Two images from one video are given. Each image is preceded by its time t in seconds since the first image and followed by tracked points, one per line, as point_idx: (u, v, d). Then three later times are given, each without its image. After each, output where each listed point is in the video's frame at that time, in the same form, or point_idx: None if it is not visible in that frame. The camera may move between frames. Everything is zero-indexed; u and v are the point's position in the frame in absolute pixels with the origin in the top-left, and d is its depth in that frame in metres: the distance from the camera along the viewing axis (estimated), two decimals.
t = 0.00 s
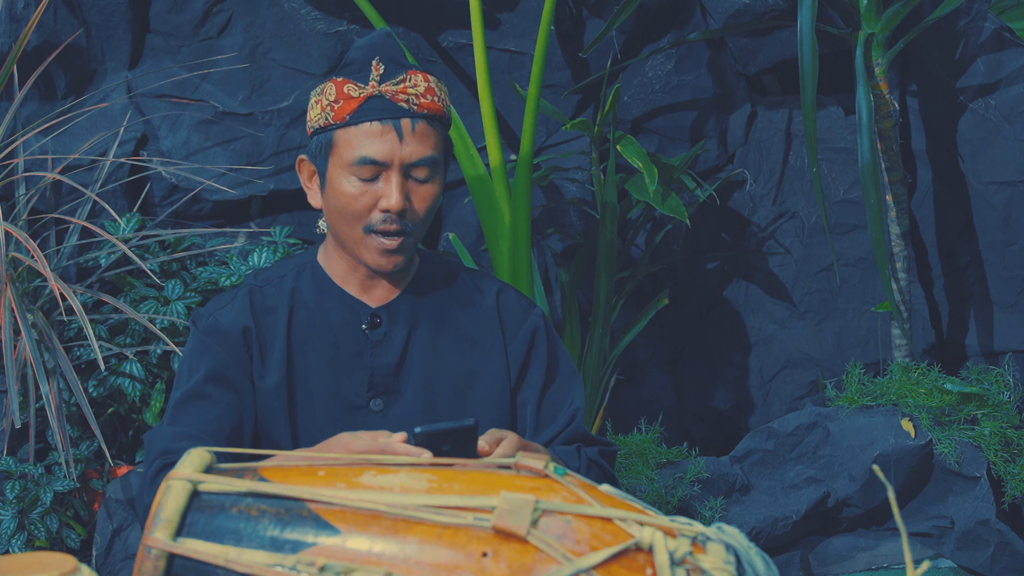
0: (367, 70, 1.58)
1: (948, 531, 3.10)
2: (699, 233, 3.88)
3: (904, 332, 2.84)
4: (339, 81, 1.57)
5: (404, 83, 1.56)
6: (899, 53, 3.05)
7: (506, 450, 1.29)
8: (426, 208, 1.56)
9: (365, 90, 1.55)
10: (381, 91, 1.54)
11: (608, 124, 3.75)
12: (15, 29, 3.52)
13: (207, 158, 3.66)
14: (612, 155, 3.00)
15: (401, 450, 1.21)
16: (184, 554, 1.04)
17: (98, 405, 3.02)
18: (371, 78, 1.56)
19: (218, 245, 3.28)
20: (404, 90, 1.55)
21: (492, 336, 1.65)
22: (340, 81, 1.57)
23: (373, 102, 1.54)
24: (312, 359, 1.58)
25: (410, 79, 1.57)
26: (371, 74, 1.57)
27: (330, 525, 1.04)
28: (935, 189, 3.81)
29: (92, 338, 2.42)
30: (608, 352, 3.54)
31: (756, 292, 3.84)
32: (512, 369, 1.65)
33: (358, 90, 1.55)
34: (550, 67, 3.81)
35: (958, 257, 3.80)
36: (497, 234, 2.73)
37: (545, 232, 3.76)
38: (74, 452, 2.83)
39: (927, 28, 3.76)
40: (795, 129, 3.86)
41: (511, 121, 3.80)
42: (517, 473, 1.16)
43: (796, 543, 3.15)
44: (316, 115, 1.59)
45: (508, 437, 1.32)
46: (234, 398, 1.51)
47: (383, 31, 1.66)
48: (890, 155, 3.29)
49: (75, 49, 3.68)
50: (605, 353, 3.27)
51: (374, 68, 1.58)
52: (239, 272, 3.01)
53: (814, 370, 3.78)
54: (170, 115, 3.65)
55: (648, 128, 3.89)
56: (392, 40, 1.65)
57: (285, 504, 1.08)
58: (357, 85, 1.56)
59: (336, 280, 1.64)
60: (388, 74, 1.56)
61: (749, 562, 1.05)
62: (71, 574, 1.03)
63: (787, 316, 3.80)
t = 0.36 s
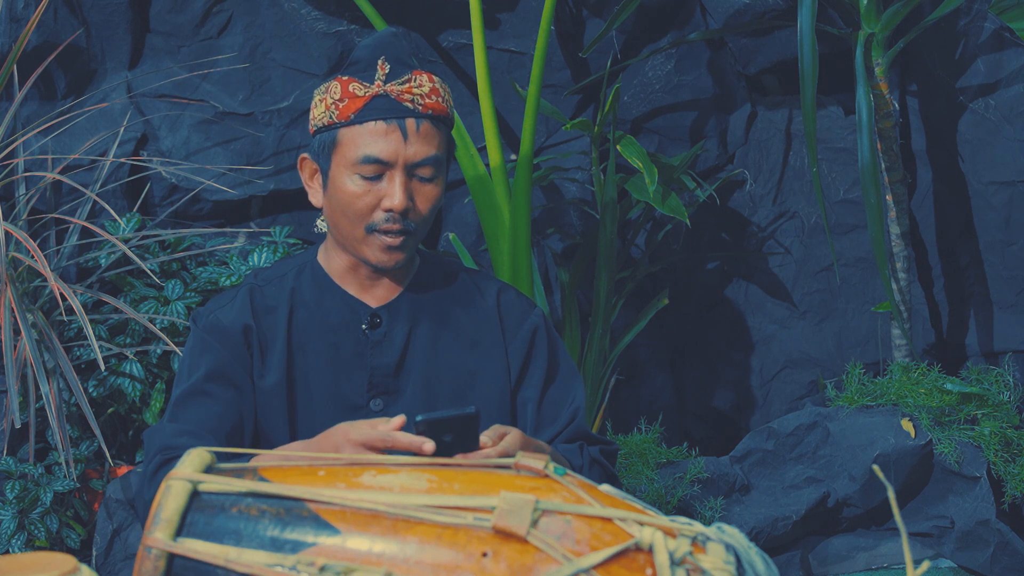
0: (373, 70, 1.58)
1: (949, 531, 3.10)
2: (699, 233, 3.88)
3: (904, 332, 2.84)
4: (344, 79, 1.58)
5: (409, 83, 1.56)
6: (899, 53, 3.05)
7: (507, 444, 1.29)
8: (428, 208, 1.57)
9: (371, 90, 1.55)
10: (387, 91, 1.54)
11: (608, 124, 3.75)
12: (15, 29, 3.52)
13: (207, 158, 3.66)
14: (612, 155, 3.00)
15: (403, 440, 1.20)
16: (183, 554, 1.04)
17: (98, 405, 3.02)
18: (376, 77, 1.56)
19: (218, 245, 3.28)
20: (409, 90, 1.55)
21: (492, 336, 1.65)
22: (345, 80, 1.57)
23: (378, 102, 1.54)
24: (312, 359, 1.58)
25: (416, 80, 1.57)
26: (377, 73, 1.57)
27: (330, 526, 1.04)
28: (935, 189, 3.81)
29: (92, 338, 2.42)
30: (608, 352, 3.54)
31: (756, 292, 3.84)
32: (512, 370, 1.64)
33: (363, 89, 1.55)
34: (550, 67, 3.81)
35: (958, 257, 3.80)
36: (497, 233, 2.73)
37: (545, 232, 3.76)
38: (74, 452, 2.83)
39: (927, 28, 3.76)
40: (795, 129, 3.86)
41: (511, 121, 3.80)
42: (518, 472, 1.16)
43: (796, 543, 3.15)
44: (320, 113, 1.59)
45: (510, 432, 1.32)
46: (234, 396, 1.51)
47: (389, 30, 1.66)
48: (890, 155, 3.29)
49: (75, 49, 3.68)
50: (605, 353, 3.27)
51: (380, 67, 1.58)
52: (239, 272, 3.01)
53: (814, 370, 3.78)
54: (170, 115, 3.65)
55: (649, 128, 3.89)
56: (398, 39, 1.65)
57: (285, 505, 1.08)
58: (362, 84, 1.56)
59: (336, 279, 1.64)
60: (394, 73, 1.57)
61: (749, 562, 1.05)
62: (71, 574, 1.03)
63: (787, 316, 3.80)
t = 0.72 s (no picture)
0: (371, 64, 1.59)
1: (949, 532, 3.10)
2: (699, 233, 3.88)
3: (904, 332, 2.84)
4: (343, 74, 1.58)
5: (407, 76, 1.57)
6: (899, 53, 3.05)
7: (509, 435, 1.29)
8: (429, 202, 1.56)
9: (369, 83, 1.55)
10: (385, 84, 1.55)
11: (608, 124, 3.75)
12: (15, 29, 3.52)
13: (207, 158, 3.66)
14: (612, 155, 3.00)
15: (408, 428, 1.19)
16: (184, 554, 1.04)
17: (99, 405, 3.02)
18: (375, 71, 1.57)
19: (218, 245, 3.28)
20: (407, 83, 1.56)
21: (492, 333, 1.65)
22: (343, 74, 1.57)
23: (377, 95, 1.55)
24: (312, 358, 1.58)
25: (414, 74, 1.58)
26: (375, 67, 1.58)
27: (331, 526, 1.04)
28: (935, 189, 3.81)
29: (92, 338, 2.41)
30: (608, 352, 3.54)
31: (756, 292, 3.84)
32: (512, 368, 1.64)
33: (362, 83, 1.56)
34: (550, 67, 3.81)
35: (958, 257, 3.80)
36: (497, 232, 2.73)
37: (545, 232, 3.76)
38: (74, 452, 2.83)
39: (927, 28, 3.76)
40: (795, 129, 3.86)
41: (511, 121, 3.80)
42: (518, 472, 1.16)
43: (796, 543, 3.15)
44: (319, 109, 1.59)
45: (512, 424, 1.31)
46: (235, 393, 1.51)
47: (387, 25, 1.67)
48: (890, 155, 3.30)
49: (75, 49, 3.68)
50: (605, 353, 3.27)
51: (378, 61, 1.59)
52: (240, 272, 3.01)
53: (814, 370, 3.78)
54: (170, 115, 3.65)
55: (648, 128, 3.89)
56: (395, 34, 1.65)
57: (285, 505, 1.08)
58: (361, 78, 1.56)
59: (337, 279, 1.63)
60: (392, 67, 1.58)
61: (749, 562, 1.05)
62: (71, 573, 1.03)
63: (787, 316, 3.80)
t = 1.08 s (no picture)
0: (362, 55, 1.60)
1: (948, 532, 3.09)
2: (699, 232, 3.88)
3: (904, 332, 2.84)
4: (335, 67, 1.59)
5: (399, 67, 1.57)
6: (899, 53, 3.04)
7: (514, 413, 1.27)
8: (427, 191, 1.56)
9: (361, 74, 1.56)
10: (376, 74, 1.56)
11: (608, 124, 3.75)
12: (15, 29, 3.52)
13: (207, 158, 3.66)
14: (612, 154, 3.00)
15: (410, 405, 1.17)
16: (184, 554, 1.04)
17: (99, 405, 3.02)
18: (365, 62, 1.58)
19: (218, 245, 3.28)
20: (399, 72, 1.56)
21: (491, 330, 1.65)
22: (335, 67, 1.58)
23: (369, 85, 1.55)
24: (312, 357, 1.58)
25: (405, 64, 1.58)
26: (366, 58, 1.58)
27: (331, 526, 1.04)
28: (935, 189, 3.81)
29: (92, 339, 2.41)
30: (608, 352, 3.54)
31: (756, 292, 3.84)
32: (509, 364, 1.64)
33: (353, 74, 1.57)
34: (550, 67, 3.81)
35: (958, 257, 3.80)
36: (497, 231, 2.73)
37: (545, 232, 3.76)
38: (74, 452, 2.83)
39: (927, 28, 3.76)
40: (795, 129, 3.86)
41: (511, 121, 3.80)
42: (517, 472, 1.16)
43: (796, 543, 3.15)
44: (312, 105, 1.61)
45: (515, 403, 1.29)
46: (232, 385, 1.52)
47: (377, 19, 1.67)
48: (890, 155, 3.30)
49: (75, 49, 3.68)
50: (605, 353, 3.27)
51: (369, 52, 1.60)
52: (239, 271, 3.01)
53: (814, 370, 3.78)
54: (170, 115, 3.65)
55: (648, 128, 3.89)
56: (385, 26, 1.66)
57: (285, 505, 1.08)
58: (352, 70, 1.57)
59: (336, 277, 1.63)
60: (383, 58, 1.58)
61: (749, 562, 1.05)
62: (70, 574, 1.03)
63: (787, 316, 3.80)
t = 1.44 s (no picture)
0: (345, 48, 1.59)
1: (949, 532, 3.08)
2: (699, 232, 3.88)
3: (904, 332, 2.84)
4: (320, 62, 1.59)
5: (383, 58, 1.57)
6: (899, 53, 3.04)
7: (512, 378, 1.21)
8: (418, 180, 1.56)
9: (345, 66, 1.56)
10: (361, 66, 1.56)
11: (607, 124, 3.75)
12: (15, 29, 3.52)
13: (207, 158, 3.66)
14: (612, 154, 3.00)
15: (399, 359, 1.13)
16: (184, 554, 1.04)
17: (99, 405, 3.02)
18: (349, 54, 1.57)
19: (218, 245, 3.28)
20: (383, 63, 1.56)
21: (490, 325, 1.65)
22: (319, 62, 1.58)
23: (354, 76, 1.55)
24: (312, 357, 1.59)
25: (390, 55, 1.58)
26: (350, 51, 1.58)
27: (331, 526, 1.04)
28: (935, 189, 3.81)
29: (92, 339, 2.41)
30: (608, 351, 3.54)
31: (756, 292, 3.84)
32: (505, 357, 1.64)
33: (338, 67, 1.56)
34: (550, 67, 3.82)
35: (958, 257, 3.80)
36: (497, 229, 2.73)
37: (545, 232, 3.76)
38: (74, 452, 2.82)
39: (927, 29, 3.76)
40: (795, 129, 3.85)
41: (511, 121, 3.80)
42: (518, 472, 1.16)
43: (796, 543, 3.14)
44: (299, 102, 1.61)
45: (514, 369, 1.24)
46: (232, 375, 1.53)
47: (359, 15, 1.67)
48: (890, 155, 3.30)
49: (75, 49, 3.67)
50: (605, 353, 3.27)
51: (352, 46, 1.59)
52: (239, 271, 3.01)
53: (814, 370, 3.77)
54: (170, 115, 3.65)
55: (648, 128, 3.89)
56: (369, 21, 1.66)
57: (285, 505, 1.08)
58: (337, 63, 1.57)
59: (334, 277, 1.63)
60: (367, 50, 1.58)
61: (749, 562, 1.06)
62: (71, 573, 1.03)
63: (787, 316, 3.80)
